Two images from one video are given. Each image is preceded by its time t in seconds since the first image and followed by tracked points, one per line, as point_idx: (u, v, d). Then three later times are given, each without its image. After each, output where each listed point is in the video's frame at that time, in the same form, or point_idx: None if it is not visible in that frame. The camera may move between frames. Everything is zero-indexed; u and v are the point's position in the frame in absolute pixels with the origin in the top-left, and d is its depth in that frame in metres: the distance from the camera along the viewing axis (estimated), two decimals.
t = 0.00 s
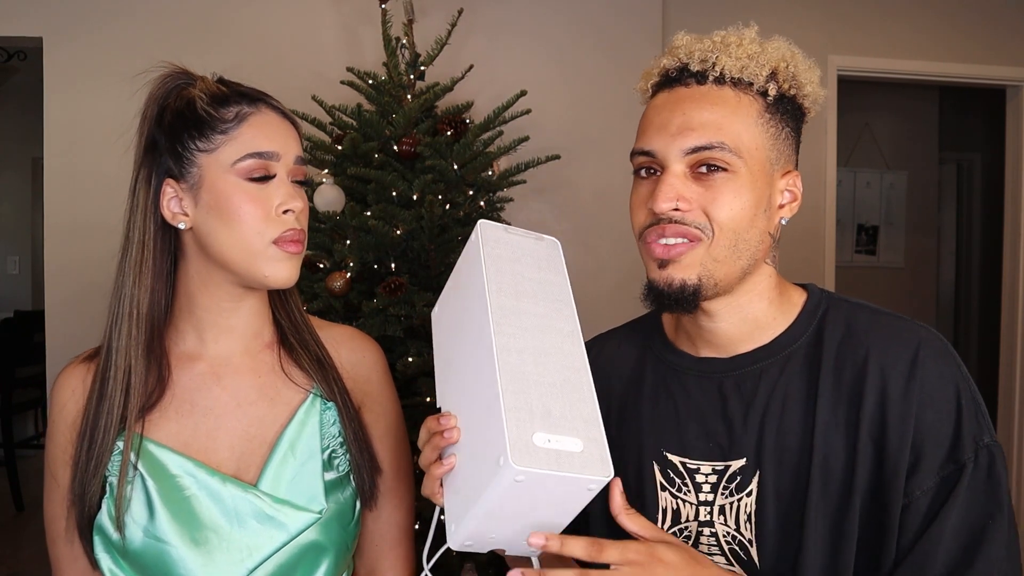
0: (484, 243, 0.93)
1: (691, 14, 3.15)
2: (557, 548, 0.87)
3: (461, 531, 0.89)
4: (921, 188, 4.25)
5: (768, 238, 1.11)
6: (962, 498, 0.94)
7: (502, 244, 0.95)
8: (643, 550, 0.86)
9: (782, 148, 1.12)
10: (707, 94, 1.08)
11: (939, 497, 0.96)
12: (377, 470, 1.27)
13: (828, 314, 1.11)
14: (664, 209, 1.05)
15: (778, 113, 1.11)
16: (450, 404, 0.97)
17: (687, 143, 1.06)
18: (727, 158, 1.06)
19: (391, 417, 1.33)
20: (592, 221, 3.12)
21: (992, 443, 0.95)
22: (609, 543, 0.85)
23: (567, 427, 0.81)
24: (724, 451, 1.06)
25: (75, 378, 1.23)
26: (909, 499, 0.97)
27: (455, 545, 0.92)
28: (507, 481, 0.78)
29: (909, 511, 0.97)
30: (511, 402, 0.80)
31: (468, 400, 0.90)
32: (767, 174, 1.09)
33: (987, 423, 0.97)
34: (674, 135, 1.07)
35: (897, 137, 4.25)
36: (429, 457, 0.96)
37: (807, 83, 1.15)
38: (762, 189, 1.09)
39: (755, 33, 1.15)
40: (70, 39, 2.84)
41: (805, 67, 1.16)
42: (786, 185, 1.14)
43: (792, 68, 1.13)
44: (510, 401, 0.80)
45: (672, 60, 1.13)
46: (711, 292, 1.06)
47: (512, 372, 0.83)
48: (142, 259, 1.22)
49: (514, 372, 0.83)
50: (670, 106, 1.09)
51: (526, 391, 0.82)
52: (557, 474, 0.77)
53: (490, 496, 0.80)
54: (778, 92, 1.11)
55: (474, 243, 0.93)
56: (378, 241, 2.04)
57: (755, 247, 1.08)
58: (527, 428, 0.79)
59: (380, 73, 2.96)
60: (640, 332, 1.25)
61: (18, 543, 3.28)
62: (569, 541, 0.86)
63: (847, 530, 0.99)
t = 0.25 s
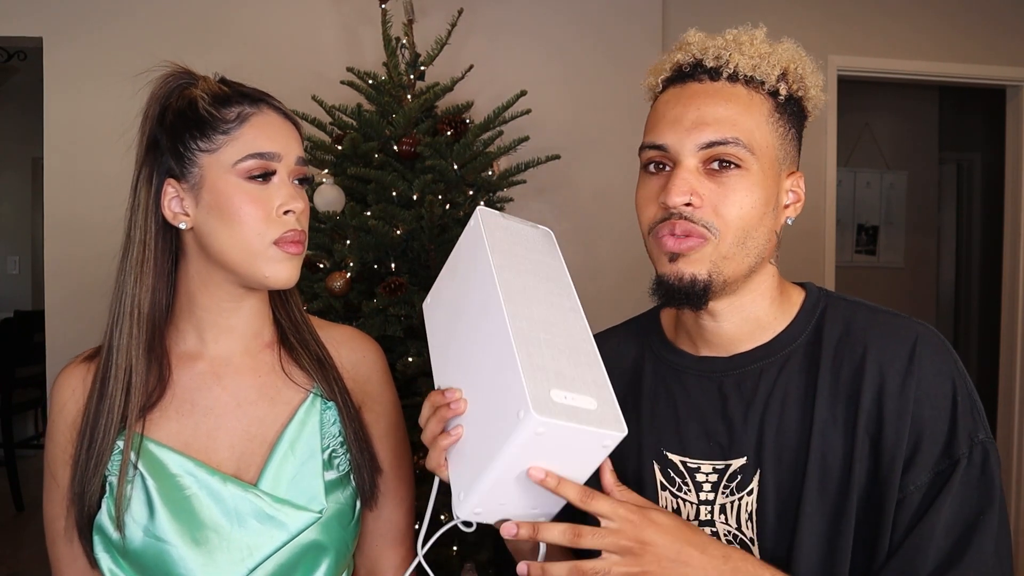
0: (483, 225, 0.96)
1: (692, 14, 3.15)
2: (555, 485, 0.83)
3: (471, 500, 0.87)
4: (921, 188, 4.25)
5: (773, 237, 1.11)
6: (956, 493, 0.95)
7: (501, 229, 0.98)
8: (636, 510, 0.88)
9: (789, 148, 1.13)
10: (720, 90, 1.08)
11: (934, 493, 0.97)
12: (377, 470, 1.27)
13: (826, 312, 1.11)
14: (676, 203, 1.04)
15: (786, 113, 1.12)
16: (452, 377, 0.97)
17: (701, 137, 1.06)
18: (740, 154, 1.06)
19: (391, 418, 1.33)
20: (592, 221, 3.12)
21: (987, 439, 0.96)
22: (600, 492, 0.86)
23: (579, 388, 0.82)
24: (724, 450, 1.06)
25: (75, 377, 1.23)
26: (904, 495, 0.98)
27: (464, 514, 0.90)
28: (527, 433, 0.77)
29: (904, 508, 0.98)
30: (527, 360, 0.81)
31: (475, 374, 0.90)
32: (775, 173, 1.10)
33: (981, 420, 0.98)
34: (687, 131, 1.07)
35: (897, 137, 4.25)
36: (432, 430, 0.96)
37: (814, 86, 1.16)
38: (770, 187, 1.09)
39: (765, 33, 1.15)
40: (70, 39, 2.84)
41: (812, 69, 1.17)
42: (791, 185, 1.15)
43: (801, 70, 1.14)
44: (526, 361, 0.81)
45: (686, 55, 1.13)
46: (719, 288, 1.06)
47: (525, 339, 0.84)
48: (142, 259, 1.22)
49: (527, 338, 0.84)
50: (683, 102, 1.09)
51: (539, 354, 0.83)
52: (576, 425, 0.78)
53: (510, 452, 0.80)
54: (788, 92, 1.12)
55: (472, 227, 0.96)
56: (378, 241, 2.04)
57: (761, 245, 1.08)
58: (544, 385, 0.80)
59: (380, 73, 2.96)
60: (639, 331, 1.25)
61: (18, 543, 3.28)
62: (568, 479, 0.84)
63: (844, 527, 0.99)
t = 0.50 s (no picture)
0: (491, 198, 1.03)
1: (692, 14, 3.15)
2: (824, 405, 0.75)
3: (450, 426, 0.89)
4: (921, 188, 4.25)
5: (770, 237, 1.10)
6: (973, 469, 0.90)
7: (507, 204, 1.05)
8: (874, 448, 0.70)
9: (787, 148, 1.12)
10: (714, 88, 1.08)
11: (953, 474, 0.92)
12: (377, 469, 1.27)
13: (821, 304, 1.11)
14: (667, 200, 1.04)
15: (783, 112, 1.11)
16: (452, 329, 1.01)
17: (694, 134, 1.06)
18: (733, 151, 1.06)
19: (391, 418, 1.33)
20: (592, 221, 3.13)
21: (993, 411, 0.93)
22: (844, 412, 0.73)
23: (554, 317, 0.85)
24: (722, 443, 1.06)
25: (75, 377, 1.23)
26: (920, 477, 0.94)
27: (446, 446, 0.92)
28: (494, 345, 0.81)
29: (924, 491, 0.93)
30: (504, 289, 0.85)
31: (463, 321, 0.94)
32: (772, 172, 1.09)
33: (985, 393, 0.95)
34: (680, 128, 1.07)
35: (897, 137, 4.25)
36: (426, 370, 0.99)
37: (813, 86, 1.15)
38: (766, 186, 1.09)
39: (765, 32, 1.15)
40: (70, 39, 2.84)
41: (812, 69, 1.16)
42: (788, 185, 1.15)
43: (800, 69, 1.14)
44: (500, 287, 0.85)
45: (683, 54, 1.13)
46: (712, 286, 1.05)
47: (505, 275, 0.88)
48: (142, 260, 1.22)
49: (506, 273, 0.88)
50: (678, 100, 1.09)
51: (520, 288, 0.87)
52: (541, 341, 0.80)
53: (479, 370, 0.82)
54: (785, 91, 1.12)
55: (483, 200, 1.04)
56: (378, 241, 2.04)
57: (756, 244, 1.07)
58: (516, 307, 0.84)
59: (380, 73, 2.96)
60: (639, 330, 1.25)
61: (18, 543, 3.28)
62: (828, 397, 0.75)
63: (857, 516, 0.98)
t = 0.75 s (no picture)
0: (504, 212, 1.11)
1: (692, 14, 3.15)
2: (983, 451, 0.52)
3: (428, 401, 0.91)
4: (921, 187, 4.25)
5: (774, 238, 1.11)
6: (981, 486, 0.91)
7: (515, 218, 1.11)
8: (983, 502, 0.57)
9: (788, 148, 1.13)
10: (717, 90, 1.08)
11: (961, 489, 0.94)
12: (377, 470, 1.27)
13: (827, 311, 1.11)
14: (677, 205, 1.04)
15: (785, 112, 1.12)
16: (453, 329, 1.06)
17: (701, 138, 1.06)
18: (740, 154, 1.06)
19: (391, 419, 1.33)
20: (592, 221, 3.13)
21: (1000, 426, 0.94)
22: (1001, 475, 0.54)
23: (521, 289, 0.87)
24: (722, 447, 1.06)
25: (73, 377, 1.23)
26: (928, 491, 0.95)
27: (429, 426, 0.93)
28: (456, 314, 0.84)
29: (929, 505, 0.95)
30: (477, 270, 0.90)
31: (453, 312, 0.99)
32: (776, 173, 1.10)
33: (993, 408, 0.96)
34: (686, 132, 1.07)
35: (897, 137, 4.25)
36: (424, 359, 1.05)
37: (813, 85, 1.15)
38: (771, 187, 1.09)
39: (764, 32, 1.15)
40: (69, 39, 2.84)
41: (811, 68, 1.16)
42: (790, 185, 1.15)
43: (800, 68, 1.14)
44: (474, 269, 0.90)
45: (683, 55, 1.13)
46: (722, 290, 1.06)
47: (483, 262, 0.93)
48: (141, 259, 1.22)
49: (484, 259, 0.93)
50: (683, 103, 1.09)
51: (494, 269, 0.91)
52: (498, 305, 0.83)
53: (447, 341, 0.86)
54: (786, 91, 1.12)
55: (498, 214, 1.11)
56: (378, 241, 2.04)
57: (763, 247, 1.08)
58: (482, 282, 0.87)
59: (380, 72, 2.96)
60: (640, 331, 1.25)
61: (18, 543, 3.28)
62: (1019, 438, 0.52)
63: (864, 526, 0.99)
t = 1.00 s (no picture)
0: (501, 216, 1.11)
1: (692, 14, 3.15)
2: None
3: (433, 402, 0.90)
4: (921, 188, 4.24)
5: (777, 239, 1.10)
6: (977, 501, 0.94)
7: (512, 221, 1.11)
8: None
9: (794, 149, 1.12)
10: (720, 90, 1.08)
11: (958, 504, 0.96)
12: (377, 470, 1.27)
13: (832, 316, 1.11)
14: (676, 205, 1.04)
15: (790, 113, 1.11)
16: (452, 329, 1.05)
17: (702, 138, 1.05)
18: (742, 155, 1.06)
19: (391, 418, 1.33)
20: (592, 221, 3.13)
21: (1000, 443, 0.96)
22: None
23: (527, 290, 0.88)
24: (720, 449, 1.06)
25: (71, 379, 1.23)
26: (926, 504, 0.97)
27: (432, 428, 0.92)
28: (463, 313, 0.84)
29: (926, 517, 0.97)
30: (482, 270, 0.90)
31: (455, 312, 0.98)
32: (779, 174, 1.10)
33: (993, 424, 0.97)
34: (689, 131, 1.06)
35: (898, 137, 4.25)
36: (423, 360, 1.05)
37: (820, 85, 1.15)
38: (774, 188, 1.09)
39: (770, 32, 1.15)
40: (69, 39, 2.84)
41: (818, 68, 1.16)
42: (794, 186, 1.15)
43: (806, 69, 1.14)
44: (478, 269, 0.90)
45: (689, 55, 1.13)
46: (720, 291, 1.06)
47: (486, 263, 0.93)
48: (139, 259, 1.22)
49: (488, 260, 0.93)
50: (686, 103, 1.08)
51: (497, 269, 0.91)
52: (505, 306, 0.83)
53: (453, 342, 0.85)
54: (792, 92, 1.12)
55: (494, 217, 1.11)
56: (378, 241, 2.04)
57: (764, 249, 1.07)
58: (488, 282, 0.87)
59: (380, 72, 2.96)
60: (641, 332, 1.24)
61: (17, 543, 3.28)
62: None
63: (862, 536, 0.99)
